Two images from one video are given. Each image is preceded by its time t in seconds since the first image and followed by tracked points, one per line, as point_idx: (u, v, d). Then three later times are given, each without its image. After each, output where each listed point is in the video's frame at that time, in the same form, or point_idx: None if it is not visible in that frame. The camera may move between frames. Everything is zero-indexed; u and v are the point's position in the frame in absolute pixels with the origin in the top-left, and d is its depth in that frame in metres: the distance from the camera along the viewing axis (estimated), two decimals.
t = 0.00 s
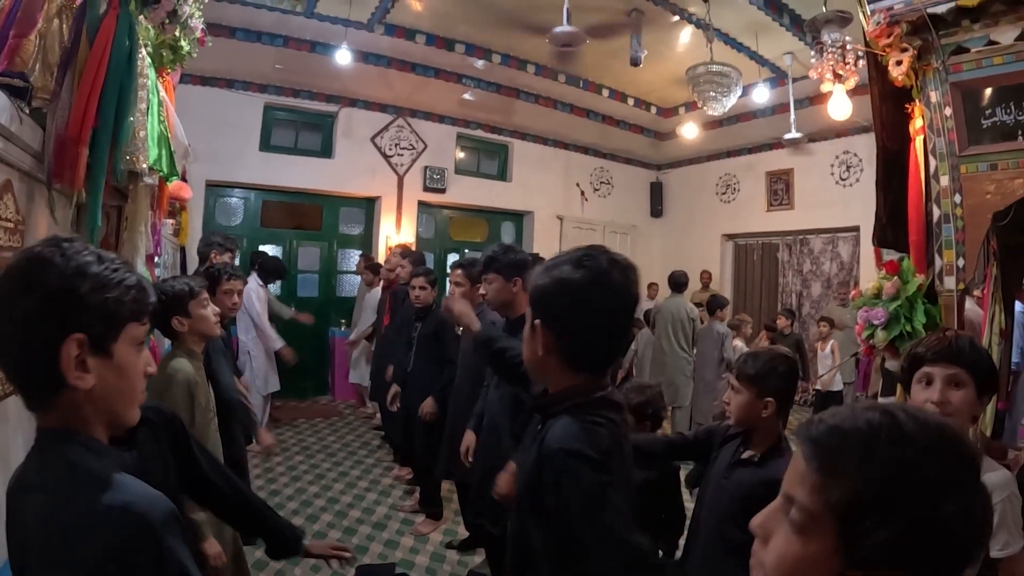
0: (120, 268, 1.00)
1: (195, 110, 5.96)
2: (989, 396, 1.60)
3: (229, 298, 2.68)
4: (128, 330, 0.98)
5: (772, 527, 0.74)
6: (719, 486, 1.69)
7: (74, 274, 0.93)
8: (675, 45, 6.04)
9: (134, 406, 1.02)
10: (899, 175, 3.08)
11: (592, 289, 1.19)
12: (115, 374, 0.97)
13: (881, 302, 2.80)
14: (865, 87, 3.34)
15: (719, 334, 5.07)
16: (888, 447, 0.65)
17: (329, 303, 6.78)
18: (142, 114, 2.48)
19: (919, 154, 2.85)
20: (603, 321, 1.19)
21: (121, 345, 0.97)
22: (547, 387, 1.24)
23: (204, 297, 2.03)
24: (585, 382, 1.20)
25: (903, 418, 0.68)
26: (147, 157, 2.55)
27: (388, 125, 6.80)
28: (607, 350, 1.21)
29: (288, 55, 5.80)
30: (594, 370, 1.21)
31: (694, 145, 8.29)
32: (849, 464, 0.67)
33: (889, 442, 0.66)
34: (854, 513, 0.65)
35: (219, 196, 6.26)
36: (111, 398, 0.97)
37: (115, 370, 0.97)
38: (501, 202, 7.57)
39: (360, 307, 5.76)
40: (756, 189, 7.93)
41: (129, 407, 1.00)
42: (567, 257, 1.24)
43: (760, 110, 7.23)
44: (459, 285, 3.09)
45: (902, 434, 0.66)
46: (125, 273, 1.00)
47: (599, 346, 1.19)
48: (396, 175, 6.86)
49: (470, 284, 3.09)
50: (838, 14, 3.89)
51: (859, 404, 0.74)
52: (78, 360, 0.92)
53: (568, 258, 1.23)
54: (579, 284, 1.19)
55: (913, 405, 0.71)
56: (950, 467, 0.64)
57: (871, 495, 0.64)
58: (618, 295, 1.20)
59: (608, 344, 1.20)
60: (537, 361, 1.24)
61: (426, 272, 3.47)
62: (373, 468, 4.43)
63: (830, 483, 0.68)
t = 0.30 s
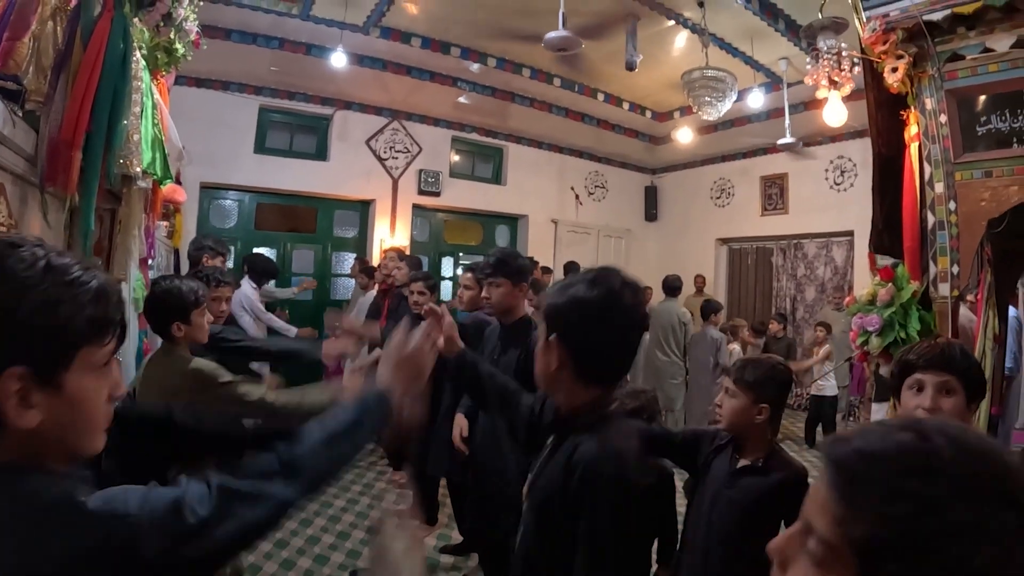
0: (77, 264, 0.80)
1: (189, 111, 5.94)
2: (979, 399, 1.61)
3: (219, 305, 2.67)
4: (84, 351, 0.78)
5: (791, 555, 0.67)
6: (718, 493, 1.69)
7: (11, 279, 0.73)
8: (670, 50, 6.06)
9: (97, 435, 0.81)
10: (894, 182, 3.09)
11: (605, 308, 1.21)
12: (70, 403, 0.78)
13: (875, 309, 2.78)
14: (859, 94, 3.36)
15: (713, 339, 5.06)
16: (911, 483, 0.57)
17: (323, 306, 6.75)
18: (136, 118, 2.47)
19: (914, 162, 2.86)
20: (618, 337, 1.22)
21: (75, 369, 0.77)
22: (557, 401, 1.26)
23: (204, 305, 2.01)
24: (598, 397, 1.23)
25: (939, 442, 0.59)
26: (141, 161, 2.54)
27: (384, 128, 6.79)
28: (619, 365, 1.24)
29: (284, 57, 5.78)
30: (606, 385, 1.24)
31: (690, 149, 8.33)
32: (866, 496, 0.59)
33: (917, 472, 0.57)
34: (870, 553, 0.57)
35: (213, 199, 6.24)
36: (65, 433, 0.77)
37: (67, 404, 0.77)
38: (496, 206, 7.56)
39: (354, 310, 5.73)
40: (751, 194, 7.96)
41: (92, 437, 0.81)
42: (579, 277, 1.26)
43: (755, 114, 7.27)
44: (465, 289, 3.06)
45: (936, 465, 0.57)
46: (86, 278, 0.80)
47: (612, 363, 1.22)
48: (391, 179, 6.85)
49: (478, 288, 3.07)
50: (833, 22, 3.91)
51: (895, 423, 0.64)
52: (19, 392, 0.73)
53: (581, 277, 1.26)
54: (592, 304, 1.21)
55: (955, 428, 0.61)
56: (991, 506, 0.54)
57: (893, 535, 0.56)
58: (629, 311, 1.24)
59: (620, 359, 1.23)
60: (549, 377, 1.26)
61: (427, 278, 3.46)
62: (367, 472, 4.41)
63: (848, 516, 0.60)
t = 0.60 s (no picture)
0: (21, 274, 0.74)
1: (183, 110, 5.91)
2: (961, 413, 1.43)
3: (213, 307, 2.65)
4: (28, 376, 0.73)
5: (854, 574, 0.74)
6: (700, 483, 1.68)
7: None
8: (666, 50, 6.06)
9: (56, 475, 0.75)
10: (889, 184, 3.10)
11: (647, 296, 1.30)
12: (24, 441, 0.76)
13: (871, 310, 2.83)
14: (855, 95, 3.36)
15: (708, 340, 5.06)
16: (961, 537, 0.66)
17: (318, 306, 6.73)
18: (129, 118, 2.46)
19: (910, 162, 2.87)
20: (655, 323, 1.30)
21: (19, 401, 0.72)
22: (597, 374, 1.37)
23: (196, 305, 2.01)
24: (635, 377, 1.32)
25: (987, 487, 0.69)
26: (134, 161, 2.52)
27: (380, 127, 6.78)
28: (653, 350, 1.32)
29: (279, 56, 5.77)
30: (643, 368, 1.32)
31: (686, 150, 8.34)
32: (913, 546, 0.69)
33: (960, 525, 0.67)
34: None
35: (208, 198, 6.21)
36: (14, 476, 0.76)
37: (11, 439, 0.71)
38: (491, 206, 7.56)
39: (348, 310, 5.70)
40: (747, 194, 7.97)
41: (50, 476, 0.75)
42: (628, 270, 1.35)
43: (750, 115, 7.28)
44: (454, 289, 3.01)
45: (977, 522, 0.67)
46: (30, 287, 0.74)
47: (648, 347, 1.30)
48: (387, 178, 6.83)
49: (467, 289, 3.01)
50: (829, 23, 3.92)
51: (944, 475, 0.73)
52: None
53: (630, 271, 1.34)
54: (636, 290, 1.30)
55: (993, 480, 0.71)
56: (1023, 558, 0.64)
57: None
58: (671, 303, 1.32)
59: (655, 345, 1.31)
60: (597, 353, 1.37)
61: (426, 278, 3.41)
62: (362, 473, 4.39)
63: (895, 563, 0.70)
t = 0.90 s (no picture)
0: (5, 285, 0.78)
1: (177, 108, 5.87)
2: (927, 416, 1.38)
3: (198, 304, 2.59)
4: (15, 384, 0.75)
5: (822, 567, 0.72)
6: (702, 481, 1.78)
7: None
8: (661, 49, 6.06)
9: (40, 492, 0.77)
10: (884, 184, 3.11)
11: (639, 301, 1.28)
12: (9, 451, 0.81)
13: (866, 310, 2.83)
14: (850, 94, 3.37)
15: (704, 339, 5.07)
16: (954, 503, 0.64)
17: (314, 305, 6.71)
18: (122, 117, 2.44)
19: (905, 162, 2.87)
20: (651, 326, 1.28)
21: (5, 410, 0.74)
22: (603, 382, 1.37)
23: (185, 300, 1.98)
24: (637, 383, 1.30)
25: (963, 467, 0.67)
26: (128, 160, 2.51)
27: (375, 125, 6.76)
28: (654, 353, 1.29)
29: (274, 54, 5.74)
30: (644, 375, 1.30)
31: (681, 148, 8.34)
32: (905, 515, 0.66)
33: (948, 493, 0.65)
34: (903, 563, 0.65)
35: (203, 196, 6.18)
36: None
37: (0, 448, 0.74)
38: (486, 205, 7.55)
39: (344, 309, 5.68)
40: (742, 193, 7.99)
41: (34, 492, 0.76)
42: (624, 277, 1.34)
43: (745, 114, 7.30)
44: (445, 288, 2.97)
45: (966, 489, 0.65)
46: (9, 298, 0.77)
47: (647, 351, 1.28)
48: (382, 176, 6.82)
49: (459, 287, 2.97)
50: (825, 22, 3.92)
51: (928, 449, 0.72)
52: None
53: (626, 278, 1.33)
54: (627, 296, 1.29)
55: (979, 454, 0.70)
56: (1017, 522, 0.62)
57: (935, 546, 0.63)
58: (665, 305, 1.29)
59: (655, 349, 1.29)
60: (602, 361, 1.37)
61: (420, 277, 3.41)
62: (357, 472, 4.38)
63: (883, 532, 0.67)
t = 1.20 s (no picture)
0: None
1: (172, 107, 5.85)
2: (926, 419, 1.37)
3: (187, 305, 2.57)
4: None
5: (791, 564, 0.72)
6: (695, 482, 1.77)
7: None
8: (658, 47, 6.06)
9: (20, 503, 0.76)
10: (880, 182, 3.12)
11: (629, 308, 1.27)
12: None
13: (862, 309, 2.82)
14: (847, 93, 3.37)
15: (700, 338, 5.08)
16: (910, 485, 0.65)
17: (310, 305, 6.70)
18: (116, 117, 2.43)
19: (901, 160, 2.87)
20: (643, 333, 1.26)
21: None
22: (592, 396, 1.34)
23: (167, 298, 1.98)
24: (625, 394, 1.28)
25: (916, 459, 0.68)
26: (122, 160, 2.49)
27: (371, 124, 6.74)
28: (645, 361, 1.27)
29: (269, 54, 5.73)
30: (637, 384, 1.28)
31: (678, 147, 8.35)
32: (862, 495, 0.67)
33: (901, 481, 0.66)
34: (868, 548, 0.64)
35: (199, 195, 6.16)
36: None
37: None
38: (483, 204, 7.54)
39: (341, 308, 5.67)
40: (738, 191, 8.00)
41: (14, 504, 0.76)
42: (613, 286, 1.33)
43: (741, 112, 7.30)
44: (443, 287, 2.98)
45: (915, 474, 0.66)
46: None
47: (638, 359, 1.27)
48: (378, 175, 6.80)
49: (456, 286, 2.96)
50: (822, 20, 3.92)
51: (882, 446, 0.73)
52: None
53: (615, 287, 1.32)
54: (615, 306, 1.27)
55: (932, 448, 0.70)
56: (961, 506, 0.63)
57: (893, 528, 0.63)
58: (656, 311, 1.27)
59: (649, 355, 1.27)
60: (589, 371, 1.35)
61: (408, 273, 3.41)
62: (354, 471, 4.38)
63: (845, 517, 0.67)
